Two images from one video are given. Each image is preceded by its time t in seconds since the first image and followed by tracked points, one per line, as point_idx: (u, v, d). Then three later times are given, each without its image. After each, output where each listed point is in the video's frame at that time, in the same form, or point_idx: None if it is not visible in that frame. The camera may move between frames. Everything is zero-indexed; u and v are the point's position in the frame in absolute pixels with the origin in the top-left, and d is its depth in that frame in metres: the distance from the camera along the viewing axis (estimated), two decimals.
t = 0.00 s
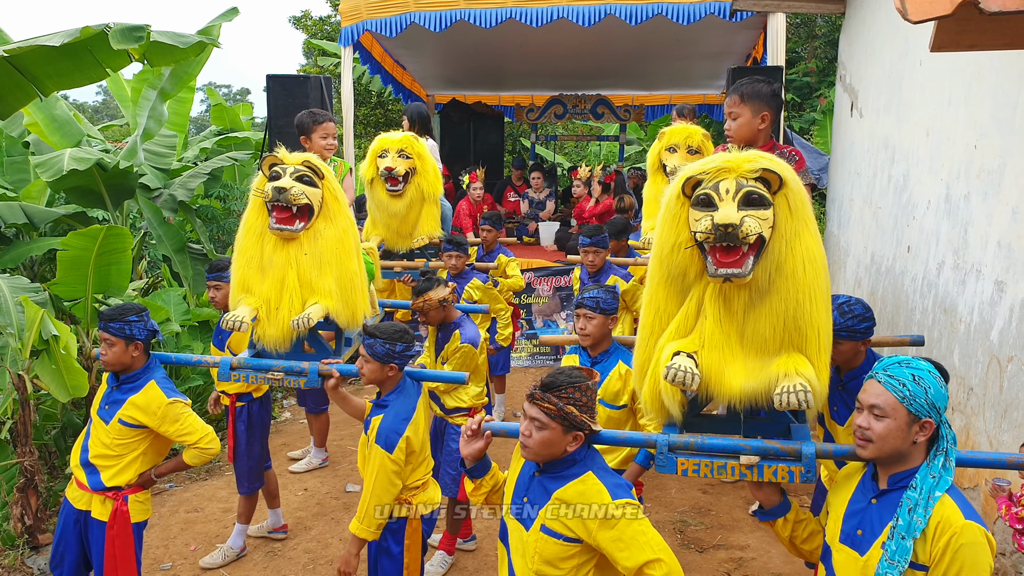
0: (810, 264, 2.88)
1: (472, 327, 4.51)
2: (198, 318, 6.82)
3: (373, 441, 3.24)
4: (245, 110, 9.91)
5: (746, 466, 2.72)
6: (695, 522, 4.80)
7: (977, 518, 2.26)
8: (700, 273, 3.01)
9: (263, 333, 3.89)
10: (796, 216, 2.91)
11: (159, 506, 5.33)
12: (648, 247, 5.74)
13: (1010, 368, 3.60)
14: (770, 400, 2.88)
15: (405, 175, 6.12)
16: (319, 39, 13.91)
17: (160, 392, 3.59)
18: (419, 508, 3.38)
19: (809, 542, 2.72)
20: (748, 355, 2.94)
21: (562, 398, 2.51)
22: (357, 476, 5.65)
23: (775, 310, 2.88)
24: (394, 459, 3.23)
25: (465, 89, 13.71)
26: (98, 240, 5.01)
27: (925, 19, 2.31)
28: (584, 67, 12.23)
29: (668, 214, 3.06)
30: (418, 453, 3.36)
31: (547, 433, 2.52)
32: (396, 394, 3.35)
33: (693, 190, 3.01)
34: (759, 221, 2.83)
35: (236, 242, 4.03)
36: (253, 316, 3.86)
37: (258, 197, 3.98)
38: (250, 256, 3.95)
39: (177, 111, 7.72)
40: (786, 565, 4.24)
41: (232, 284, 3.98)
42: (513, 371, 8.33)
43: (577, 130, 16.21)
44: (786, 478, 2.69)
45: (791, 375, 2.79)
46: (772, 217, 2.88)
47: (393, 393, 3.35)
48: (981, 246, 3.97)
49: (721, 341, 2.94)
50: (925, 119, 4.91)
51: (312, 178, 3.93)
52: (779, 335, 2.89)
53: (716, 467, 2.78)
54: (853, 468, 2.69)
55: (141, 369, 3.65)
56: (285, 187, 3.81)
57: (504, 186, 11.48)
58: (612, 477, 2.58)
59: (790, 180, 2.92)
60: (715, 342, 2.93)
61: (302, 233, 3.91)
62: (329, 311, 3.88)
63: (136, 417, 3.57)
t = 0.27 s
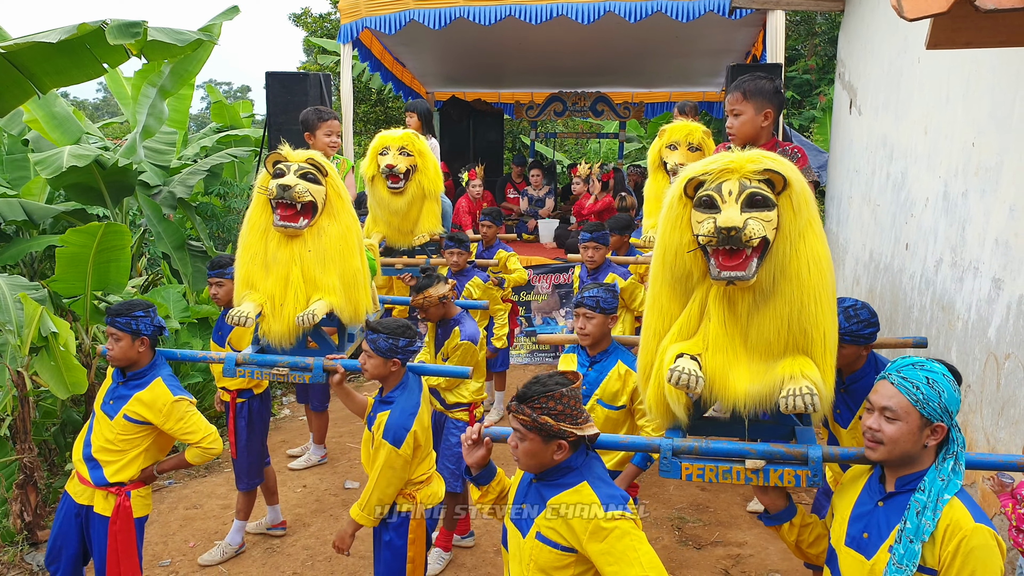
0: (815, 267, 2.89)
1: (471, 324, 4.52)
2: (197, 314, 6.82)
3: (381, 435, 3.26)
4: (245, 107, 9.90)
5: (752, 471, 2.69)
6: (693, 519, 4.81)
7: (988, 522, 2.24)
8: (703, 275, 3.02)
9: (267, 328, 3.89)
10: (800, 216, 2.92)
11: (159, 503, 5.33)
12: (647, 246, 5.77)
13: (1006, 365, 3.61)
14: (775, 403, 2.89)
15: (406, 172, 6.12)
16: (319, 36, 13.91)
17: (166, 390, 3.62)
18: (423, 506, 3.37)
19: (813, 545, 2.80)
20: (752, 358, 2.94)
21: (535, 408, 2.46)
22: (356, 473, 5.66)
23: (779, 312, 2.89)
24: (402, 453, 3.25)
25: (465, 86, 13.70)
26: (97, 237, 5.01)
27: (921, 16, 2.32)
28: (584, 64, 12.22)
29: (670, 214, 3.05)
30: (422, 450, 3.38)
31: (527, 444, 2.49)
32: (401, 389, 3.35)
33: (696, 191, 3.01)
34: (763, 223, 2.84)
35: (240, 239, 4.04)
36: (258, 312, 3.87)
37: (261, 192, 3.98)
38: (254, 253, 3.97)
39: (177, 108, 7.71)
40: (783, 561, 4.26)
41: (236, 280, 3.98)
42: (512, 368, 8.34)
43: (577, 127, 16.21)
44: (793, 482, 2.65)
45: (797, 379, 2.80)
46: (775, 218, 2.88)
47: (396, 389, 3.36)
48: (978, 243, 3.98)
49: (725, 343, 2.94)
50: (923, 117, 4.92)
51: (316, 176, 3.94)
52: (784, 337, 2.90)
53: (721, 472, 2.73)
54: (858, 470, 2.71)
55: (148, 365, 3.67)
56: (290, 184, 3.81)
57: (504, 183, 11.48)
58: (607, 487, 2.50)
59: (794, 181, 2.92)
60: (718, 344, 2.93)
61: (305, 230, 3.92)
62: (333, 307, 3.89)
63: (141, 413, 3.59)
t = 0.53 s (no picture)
0: (819, 268, 2.88)
1: (470, 324, 4.52)
2: (197, 314, 6.82)
3: (392, 433, 3.24)
4: (245, 107, 9.90)
5: (755, 473, 2.67)
6: (692, 519, 4.81)
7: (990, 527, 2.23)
8: (707, 276, 3.01)
9: (269, 328, 3.90)
10: (805, 217, 2.92)
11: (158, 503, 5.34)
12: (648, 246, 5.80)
13: (1006, 366, 3.61)
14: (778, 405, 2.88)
15: (406, 172, 6.12)
16: (319, 35, 13.92)
17: (170, 390, 3.62)
18: (427, 507, 3.40)
19: (814, 545, 2.80)
20: (756, 359, 2.94)
21: (530, 412, 2.46)
22: (355, 473, 5.67)
23: (783, 314, 2.89)
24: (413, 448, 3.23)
25: (465, 86, 13.70)
26: (96, 237, 5.02)
27: (920, 18, 2.32)
28: (584, 64, 12.22)
29: (674, 215, 3.05)
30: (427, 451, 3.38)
31: (521, 445, 2.50)
32: (406, 387, 3.36)
33: (700, 192, 3.00)
34: (767, 224, 2.83)
35: (243, 239, 4.04)
36: (261, 311, 3.87)
37: (264, 193, 3.99)
38: (257, 252, 3.97)
39: (178, 108, 7.71)
40: (783, 562, 4.26)
41: (240, 280, 3.99)
42: (512, 368, 8.34)
43: (577, 127, 16.21)
44: (796, 485, 2.64)
45: (800, 381, 2.80)
46: (780, 219, 2.88)
47: (403, 386, 3.37)
48: (978, 244, 3.98)
49: (728, 345, 2.94)
50: (923, 117, 4.92)
51: (319, 176, 3.93)
52: (788, 339, 2.90)
53: (724, 474, 2.72)
54: (860, 471, 2.70)
55: (152, 365, 3.67)
56: (292, 184, 3.81)
57: (503, 183, 11.49)
58: (608, 489, 2.51)
59: (799, 182, 2.92)
60: (722, 346, 2.93)
61: (308, 230, 3.92)
62: (336, 307, 3.89)
63: (145, 413, 3.59)
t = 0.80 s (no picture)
0: (809, 266, 2.88)
1: (468, 326, 4.53)
2: (194, 315, 6.82)
3: (390, 430, 3.24)
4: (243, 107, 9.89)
5: (743, 467, 2.70)
6: (689, 520, 4.82)
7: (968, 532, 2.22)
8: (700, 274, 3.02)
9: (266, 328, 3.89)
10: (795, 218, 2.92)
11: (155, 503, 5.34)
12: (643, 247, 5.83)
13: (1002, 368, 3.62)
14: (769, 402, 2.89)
15: (400, 173, 6.12)
16: (318, 35, 13.91)
17: (167, 388, 3.62)
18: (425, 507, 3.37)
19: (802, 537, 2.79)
20: (747, 356, 2.94)
21: (529, 399, 2.47)
22: (352, 474, 5.67)
23: (773, 311, 2.89)
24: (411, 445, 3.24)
25: (464, 86, 13.70)
26: (94, 238, 5.02)
27: (914, 21, 2.33)
28: (583, 64, 12.22)
29: (668, 214, 3.06)
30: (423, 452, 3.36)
31: (519, 433, 2.51)
32: (403, 386, 3.37)
33: (694, 192, 3.01)
34: (758, 224, 2.84)
35: (241, 239, 4.04)
36: (257, 313, 3.87)
37: (261, 194, 3.98)
38: (255, 253, 3.97)
39: (176, 108, 7.72)
40: (780, 563, 4.27)
41: (237, 280, 3.99)
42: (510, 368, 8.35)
43: (576, 126, 16.21)
44: (783, 479, 2.66)
45: (789, 376, 2.80)
46: (771, 219, 2.88)
47: (399, 384, 3.38)
48: (975, 245, 3.98)
49: (720, 341, 2.95)
50: (921, 118, 4.92)
51: (317, 178, 3.94)
52: (778, 336, 2.90)
53: (713, 467, 2.74)
54: (847, 466, 2.70)
55: (148, 364, 3.67)
56: (290, 186, 3.81)
57: (502, 183, 11.49)
58: (609, 476, 2.55)
59: (790, 183, 2.92)
60: (714, 342, 2.94)
61: (305, 231, 3.92)
62: (332, 308, 3.88)
63: (143, 411, 3.60)
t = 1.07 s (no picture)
0: (794, 262, 2.89)
1: (470, 326, 4.53)
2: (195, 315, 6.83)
3: (386, 433, 3.24)
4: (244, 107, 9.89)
5: (733, 455, 2.74)
6: (689, 520, 4.82)
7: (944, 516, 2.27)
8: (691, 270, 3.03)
9: (263, 329, 3.91)
10: (780, 216, 2.93)
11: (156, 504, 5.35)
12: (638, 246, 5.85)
13: (1002, 369, 3.62)
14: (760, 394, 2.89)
15: (396, 173, 6.14)
16: (319, 35, 13.89)
17: (165, 382, 3.62)
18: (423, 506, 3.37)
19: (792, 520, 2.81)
20: (738, 349, 2.95)
21: (536, 404, 2.48)
22: (352, 474, 5.67)
23: (761, 305, 2.90)
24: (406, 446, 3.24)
25: (464, 86, 13.69)
26: (94, 239, 5.02)
27: (913, 23, 2.34)
28: (584, 64, 12.22)
29: (659, 214, 3.08)
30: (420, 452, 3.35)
31: (535, 436, 2.53)
32: (397, 388, 3.36)
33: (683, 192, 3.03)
34: (743, 222, 2.85)
35: (240, 240, 4.06)
36: (254, 313, 3.89)
37: (260, 196, 3.99)
38: (253, 254, 3.98)
39: (176, 108, 7.72)
40: (780, 563, 4.27)
41: (236, 280, 4.02)
42: (511, 369, 8.35)
43: (577, 127, 16.21)
44: (772, 466, 2.69)
45: (777, 368, 2.81)
46: (756, 217, 2.89)
47: (393, 387, 3.37)
48: (974, 246, 3.99)
49: (711, 335, 2.96)
50: (920, 119, 4.93)
51: (313, 179, 3.94)
52: (766, 329, 2.90)
53: (705, 455, 2.80)
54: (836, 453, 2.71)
55: (146, 360, 3.66)
56: (285, 188, 3.82)
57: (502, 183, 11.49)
58: (615, 463, 2.64)
59: (774, 182, 2.93)
60: (705, 336, 2.95)
61: (301, 233, 3.93)
62: (327, 309, 3.87)
63: (143, 407, 3.60)
